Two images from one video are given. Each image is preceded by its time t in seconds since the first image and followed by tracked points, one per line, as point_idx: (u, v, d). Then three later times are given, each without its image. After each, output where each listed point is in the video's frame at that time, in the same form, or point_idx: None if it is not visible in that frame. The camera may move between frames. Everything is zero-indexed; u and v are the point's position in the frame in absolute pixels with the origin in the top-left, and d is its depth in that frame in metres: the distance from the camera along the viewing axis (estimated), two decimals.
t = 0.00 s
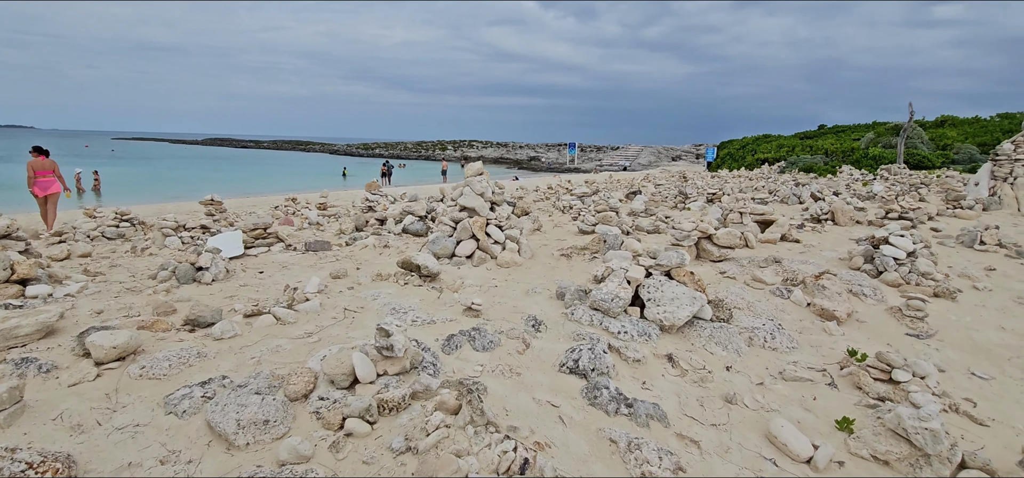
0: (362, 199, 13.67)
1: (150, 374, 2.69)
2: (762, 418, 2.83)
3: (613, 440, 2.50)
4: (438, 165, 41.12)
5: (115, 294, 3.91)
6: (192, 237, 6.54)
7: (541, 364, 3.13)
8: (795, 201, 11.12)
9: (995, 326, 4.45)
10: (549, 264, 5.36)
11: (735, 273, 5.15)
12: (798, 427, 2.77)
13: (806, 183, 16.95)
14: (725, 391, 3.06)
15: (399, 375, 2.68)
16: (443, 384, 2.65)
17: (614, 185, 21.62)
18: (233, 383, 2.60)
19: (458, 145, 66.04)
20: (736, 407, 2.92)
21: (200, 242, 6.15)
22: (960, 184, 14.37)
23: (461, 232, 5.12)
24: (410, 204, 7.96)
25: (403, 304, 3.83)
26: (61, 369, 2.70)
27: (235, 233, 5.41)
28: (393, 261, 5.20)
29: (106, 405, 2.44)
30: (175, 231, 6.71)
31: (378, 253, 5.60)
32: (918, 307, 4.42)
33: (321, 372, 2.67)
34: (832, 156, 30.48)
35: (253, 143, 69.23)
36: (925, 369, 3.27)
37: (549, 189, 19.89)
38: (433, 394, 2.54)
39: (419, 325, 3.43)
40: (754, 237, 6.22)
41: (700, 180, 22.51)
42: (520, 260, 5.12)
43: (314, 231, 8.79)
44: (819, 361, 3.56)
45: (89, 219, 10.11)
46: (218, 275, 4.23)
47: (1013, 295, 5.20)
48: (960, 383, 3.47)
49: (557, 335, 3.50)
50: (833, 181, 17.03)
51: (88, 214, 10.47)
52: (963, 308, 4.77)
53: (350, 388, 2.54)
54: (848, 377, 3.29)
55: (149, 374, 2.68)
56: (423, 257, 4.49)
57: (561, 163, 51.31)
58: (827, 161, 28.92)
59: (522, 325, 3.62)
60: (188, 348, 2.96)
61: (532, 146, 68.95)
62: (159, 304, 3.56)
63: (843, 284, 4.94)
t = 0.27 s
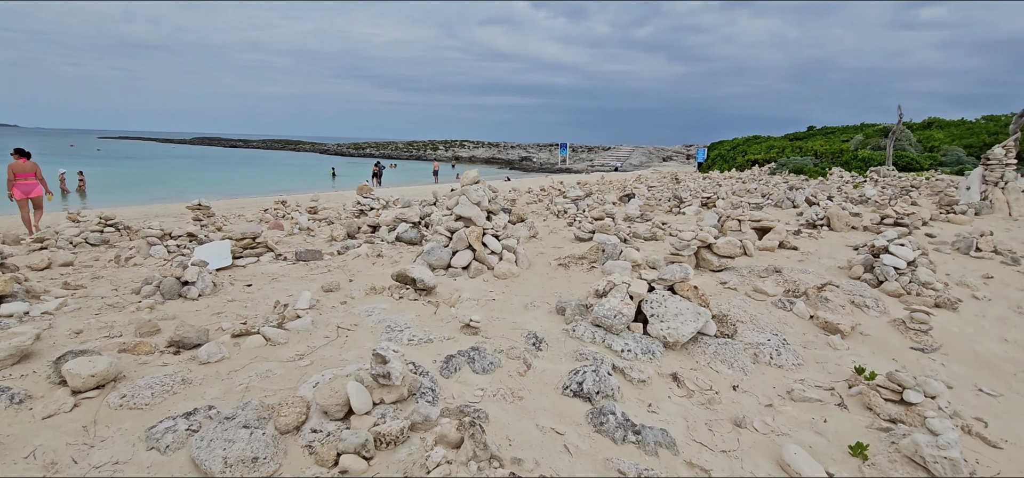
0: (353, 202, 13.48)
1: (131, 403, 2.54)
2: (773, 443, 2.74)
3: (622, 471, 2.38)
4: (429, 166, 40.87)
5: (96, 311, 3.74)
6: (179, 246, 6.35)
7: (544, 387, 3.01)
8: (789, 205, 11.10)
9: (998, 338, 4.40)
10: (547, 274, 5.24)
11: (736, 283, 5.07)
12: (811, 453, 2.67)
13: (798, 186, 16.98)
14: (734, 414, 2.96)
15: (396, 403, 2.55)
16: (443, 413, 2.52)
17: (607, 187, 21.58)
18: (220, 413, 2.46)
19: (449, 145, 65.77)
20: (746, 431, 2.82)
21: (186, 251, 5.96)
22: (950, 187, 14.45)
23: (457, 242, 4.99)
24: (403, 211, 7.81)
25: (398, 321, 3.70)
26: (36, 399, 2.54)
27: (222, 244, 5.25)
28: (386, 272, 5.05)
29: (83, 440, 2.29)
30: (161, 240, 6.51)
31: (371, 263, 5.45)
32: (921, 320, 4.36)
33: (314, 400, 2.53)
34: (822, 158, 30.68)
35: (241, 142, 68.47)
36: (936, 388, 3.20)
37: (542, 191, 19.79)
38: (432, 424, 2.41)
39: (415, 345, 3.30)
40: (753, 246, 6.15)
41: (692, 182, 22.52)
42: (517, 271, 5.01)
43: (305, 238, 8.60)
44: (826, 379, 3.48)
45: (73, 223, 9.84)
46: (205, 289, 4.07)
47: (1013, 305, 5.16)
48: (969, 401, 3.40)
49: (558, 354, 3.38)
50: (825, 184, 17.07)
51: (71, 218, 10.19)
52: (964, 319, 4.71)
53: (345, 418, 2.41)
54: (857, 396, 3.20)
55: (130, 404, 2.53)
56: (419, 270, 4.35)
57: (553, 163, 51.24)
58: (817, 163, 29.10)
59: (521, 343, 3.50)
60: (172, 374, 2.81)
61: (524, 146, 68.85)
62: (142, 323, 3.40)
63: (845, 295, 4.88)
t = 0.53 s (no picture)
0: (348, 204, 13.24)
1: (108, 433, 2.32)
2: (803, 472, 2.55)
3: None
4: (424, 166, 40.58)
5: (75, 325, 3.51)
6: (167, 251, 6.11)
7: (555, 409, 2.81)
8: (791, 208, 10.96)
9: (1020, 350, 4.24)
10: (552, 283, 5.04)
11: (747, 293, 4.89)
12: None
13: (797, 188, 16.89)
14: (759, 438, 2.78)
15: (399, 432, 2.35)
16: (450, 443, 2.32)
17: (604, 188, 21.42)
18: (206, 445, 2.24)
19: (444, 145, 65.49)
20: (773, 458, 2.63)
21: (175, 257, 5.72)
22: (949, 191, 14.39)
23: (458, 249, 4.78)
24: (401, 214, 7.59)
25: (398, 336, 3.49)
26: (3, 428, 2.32)
27: (212, 249, 5.06)
28: (384, 281, 4.84)
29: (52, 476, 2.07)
30: (149, 244, 6.27)
31: (369, 271, 5.23)
32: (942, 332, 4.20)
33: (308, 429, 2.32)
34: (818, 159, 30.66)
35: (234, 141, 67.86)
36: (969, 410, 3.02)
37: (539, 192, 19.60)
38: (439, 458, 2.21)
39: (417, 363, 3.10)
40: (762, 252, 5.98)
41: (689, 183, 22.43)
42: (521, 280, 4.80)
43: (299, 241, 8.37)
44: (851, 398, 3.30)
45: (58, 225, 9.55)
46: (193, 301, 3.84)
47: None
48: (1000, 421, 3.22)
49: (569, 373, 3.19)
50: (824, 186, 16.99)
51: (58, 219, 9.90)
52: (982, 330, 4.53)
53: (343, 451, 2.21)
54: (886, 418, 3.03)
55: (106, 433, 2.31)
56: (419, 279, 4.14)
57: (549, 164, 51.08)
58: (814, 165, 29.08)
59: (530, 360, 3.30)
60: (155, 398, 2.59)
61: (517, 146, 68.69)
62: (124, 339, 3.18)
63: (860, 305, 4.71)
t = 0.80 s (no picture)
0: (345, 207, 13.01)
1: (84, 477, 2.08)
2: None
3: None
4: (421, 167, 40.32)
5: (55, 345, 3.26)
6: (158, 259, 5.86)
7: (576, 445, 2.59)
8: (796, 217, 10.81)
9: None
10: (561, 297, 4.83)
11: (765, 310, 4.69)
12: None
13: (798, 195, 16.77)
14: None
15: (408, 477, 2.15)
16: None
17: (603, 192, 21.26)
18: None
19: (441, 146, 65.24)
20: None
21: (166, 266, 5.48)
22: (952, 199, 14.31)
23: (464, 262, 4.55)
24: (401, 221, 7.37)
25: (402, 359, 3.26)
26: None
27: (205, 262, 4.90)
28: (386, 295, 4.62)
29: None
30: (139, 252, 6.02)
31: (369, 283, 5.00)
32: (971, 355, 4.01)
33: (308, 474, 2.09)
34: (816, 165, 30.63)
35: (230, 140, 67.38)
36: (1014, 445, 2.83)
37: (538, 196, 19.40)
38: None
39: (424, 392, 2.87)
40: (776, 266, 5.79)
41: (689, 188, 22.30)
42: (529, 295, 4.59)
43: (295, 248, 8.13)
44: (885, 429, 3.10)
45: (46, 228, 9.26)
46: (183, 318, 3.60)
47: None
48: None
49: (587, 402, 2.97)
50: (825, 193, 16.88)
51: (46, 222, 9.61)
52: (1010, 351, 4.34)
53: None
54: (927, 453, 2.83)
55: None
56: (424, 296, 3.92)
57: (546, 166, 50.92)
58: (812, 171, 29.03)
59: (544, 387, 3.08)
60: (138, 435, 2.36)
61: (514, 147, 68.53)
62: (108, 363, 2.94)
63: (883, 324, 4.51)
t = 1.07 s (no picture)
0: (347, 210, 12.80)
1: None
2: None
3: None
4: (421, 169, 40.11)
5: (46, 363, 3.05)
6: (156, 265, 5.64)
7: None
8: (806, 225, 10.65)
9: None
10: (577, 311, 4.63)
11: (790, 327, 4.51)
12: None
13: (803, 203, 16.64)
14: None
15: None
16: None
17: (605, 196, 21.08)
18: None
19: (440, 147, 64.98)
20: None
21: (164, 273, 5.26)
22: (959, 208, 14.20)
23: (477, 274, 4.35)
24: (406, 228, 7.16)
25: (417, 381, 3.06)
26: None
27: (207, 270, 4.75)
28: (395, 308, 4.41)
29: None
30: (136, 258, 5.80)
31: (376, 294, 4.80)
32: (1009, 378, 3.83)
33: None
34: (818, 171, 30.54)
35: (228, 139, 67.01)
36: None
37: (540, 200, 19.22)
38: None
39: (443, 421, 2.67)
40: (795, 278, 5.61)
41: (691, 194, 22.15)
42: (544, 309, 4.39)
43: (296, 254, 7.92)
44: (932, 461, 2.91)
45: (41, 228, 9.01)
46: (183, 334, 3.39)
47: None
48: None
49: (617, 431, 2.77)
50: (831, 201, 16.75)
51: (40, 223, 9.37)
52: None
53: None
54: None
55: None
56: (438, 311, 3.71)
57: (546, 169, 50.75)
58: (814, 177, 28.93)
59: (570, 414, 2.88)
60: (135, 470, 2.15)
61: (514, 150, 68.40)
62: (101, 387, 2.73)
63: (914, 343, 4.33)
